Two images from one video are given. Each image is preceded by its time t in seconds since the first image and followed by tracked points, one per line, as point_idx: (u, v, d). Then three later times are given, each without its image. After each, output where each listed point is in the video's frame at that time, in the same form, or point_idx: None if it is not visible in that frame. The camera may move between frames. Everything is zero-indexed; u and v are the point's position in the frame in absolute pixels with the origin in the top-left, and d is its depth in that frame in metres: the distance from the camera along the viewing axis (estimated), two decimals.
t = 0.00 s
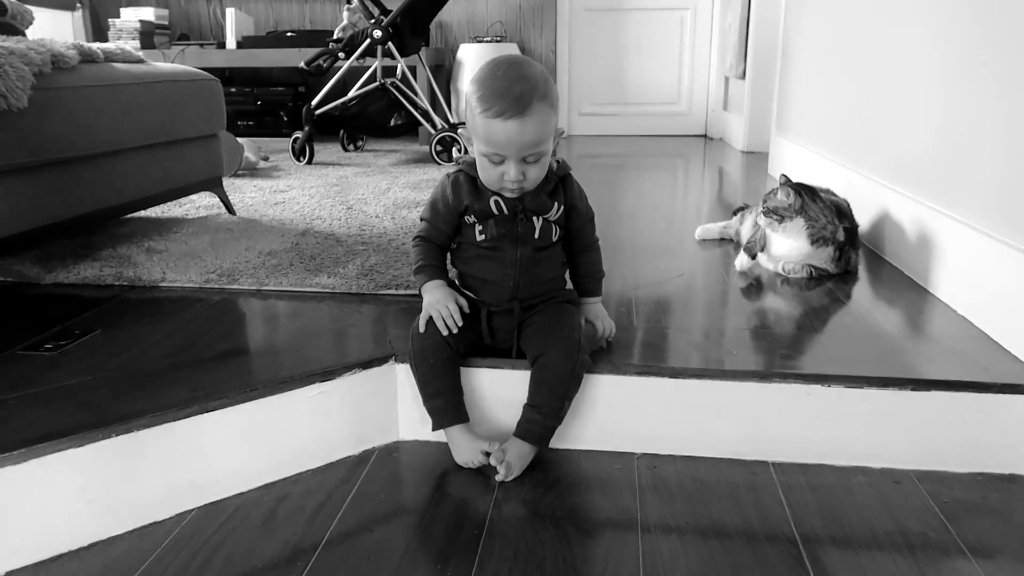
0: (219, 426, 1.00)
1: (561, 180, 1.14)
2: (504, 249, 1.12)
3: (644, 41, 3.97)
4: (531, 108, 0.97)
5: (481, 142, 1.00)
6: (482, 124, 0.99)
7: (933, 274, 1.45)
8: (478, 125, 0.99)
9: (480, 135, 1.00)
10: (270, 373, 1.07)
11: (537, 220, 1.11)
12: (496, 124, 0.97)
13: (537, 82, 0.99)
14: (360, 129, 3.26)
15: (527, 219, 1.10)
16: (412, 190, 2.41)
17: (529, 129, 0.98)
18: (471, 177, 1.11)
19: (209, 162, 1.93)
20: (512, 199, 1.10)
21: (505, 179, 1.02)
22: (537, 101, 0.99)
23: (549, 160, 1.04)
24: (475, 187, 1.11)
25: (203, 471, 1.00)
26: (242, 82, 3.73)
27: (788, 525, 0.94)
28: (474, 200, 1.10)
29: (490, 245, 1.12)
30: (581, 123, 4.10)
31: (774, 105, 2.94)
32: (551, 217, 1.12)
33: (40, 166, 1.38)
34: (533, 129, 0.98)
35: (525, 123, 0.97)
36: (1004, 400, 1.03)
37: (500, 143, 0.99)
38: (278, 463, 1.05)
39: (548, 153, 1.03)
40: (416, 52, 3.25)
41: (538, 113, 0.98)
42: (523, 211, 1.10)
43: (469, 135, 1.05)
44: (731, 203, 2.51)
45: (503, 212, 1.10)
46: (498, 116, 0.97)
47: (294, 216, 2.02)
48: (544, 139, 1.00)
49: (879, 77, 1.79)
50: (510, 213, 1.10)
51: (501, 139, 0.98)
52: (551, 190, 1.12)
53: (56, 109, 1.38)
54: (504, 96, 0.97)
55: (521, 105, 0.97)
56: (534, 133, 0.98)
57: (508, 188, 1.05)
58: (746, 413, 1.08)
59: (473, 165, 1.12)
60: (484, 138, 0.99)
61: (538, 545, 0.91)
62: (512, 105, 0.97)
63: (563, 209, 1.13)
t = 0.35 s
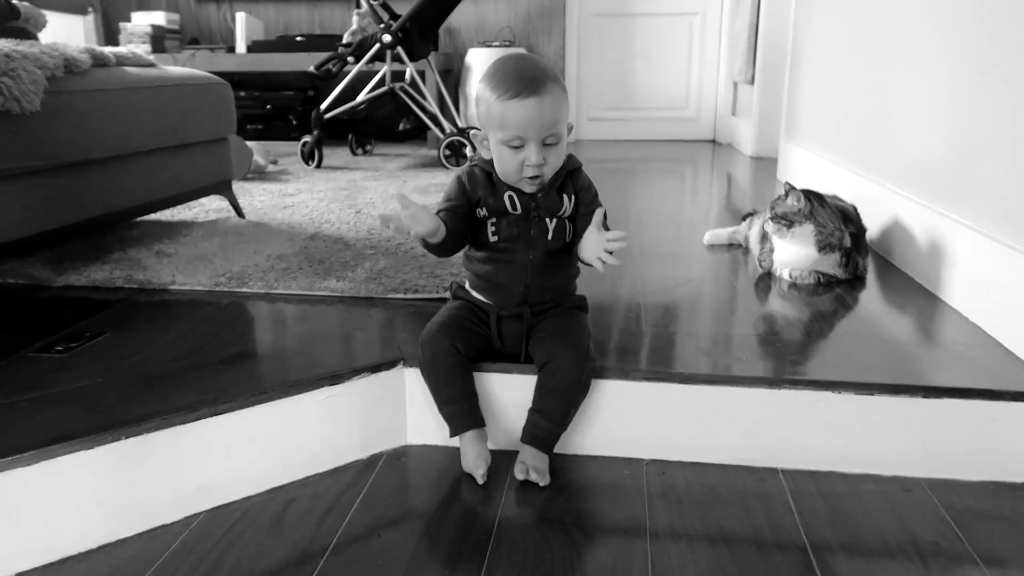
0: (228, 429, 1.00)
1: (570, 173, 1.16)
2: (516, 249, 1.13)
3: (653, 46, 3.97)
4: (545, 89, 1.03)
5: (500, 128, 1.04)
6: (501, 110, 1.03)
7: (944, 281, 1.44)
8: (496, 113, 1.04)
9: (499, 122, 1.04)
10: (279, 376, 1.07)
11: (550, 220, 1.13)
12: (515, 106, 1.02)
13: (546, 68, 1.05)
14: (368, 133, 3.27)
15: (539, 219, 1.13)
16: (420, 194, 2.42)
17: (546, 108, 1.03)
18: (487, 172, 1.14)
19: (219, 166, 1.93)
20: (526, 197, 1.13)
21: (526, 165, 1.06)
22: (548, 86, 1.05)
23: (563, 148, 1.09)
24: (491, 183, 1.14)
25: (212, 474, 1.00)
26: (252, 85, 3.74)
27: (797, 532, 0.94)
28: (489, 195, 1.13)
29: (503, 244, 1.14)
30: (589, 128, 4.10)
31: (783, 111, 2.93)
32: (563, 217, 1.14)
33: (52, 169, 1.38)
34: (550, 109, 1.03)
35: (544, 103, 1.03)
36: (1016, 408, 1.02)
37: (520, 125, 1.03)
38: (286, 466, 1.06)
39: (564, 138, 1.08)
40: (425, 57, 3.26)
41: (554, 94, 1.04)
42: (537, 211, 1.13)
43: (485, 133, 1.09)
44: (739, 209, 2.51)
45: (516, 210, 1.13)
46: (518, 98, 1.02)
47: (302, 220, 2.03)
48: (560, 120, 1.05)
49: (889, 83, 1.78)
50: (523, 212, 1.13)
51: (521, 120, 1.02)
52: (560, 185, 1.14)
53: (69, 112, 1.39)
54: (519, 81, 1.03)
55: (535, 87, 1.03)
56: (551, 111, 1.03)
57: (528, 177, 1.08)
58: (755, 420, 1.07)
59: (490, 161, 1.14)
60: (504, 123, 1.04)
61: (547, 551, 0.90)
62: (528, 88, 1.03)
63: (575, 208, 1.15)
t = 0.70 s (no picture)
0: (237, 434, 1.00)
1: (575, 185, 1.16)
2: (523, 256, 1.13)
3: (660, 50, 3.97)
4: (553, 76, 1.10)
5: (513, 114, 1.10)
6: (513, 96, 1.09)
7: (956, 289, 1.43)
8: (507, 99, 1.09)
9: (511, 108, 1.10)
10: (288, 381, 1.07)
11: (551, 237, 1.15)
12: (526, 88, 1.09)
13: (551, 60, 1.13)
14: (375, 137, 3.27)
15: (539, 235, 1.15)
16: (427, 198, 2.41)
17: (556, 91, 1.09)
18: (498, 179, 1.15)
19: (228, 170, 1.93)
20: (531, 210, 1.14)
21: (538, 150, 1.10)
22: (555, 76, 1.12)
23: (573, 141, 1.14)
24: (501, 190, 1.14)
25: (221, 479, 1.00)
26: (260, 89, 3.75)
27: (811, 541, 0.93)
28: (496, 206, 1.14)
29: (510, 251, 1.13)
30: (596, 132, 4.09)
31: (791, 117, 2.92)
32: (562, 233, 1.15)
33: (61, 172, 1.38)
34: (559, 93, 1.10)
35: (553, 86, 1.09)
36: None
37: (532, 108, 1.09)
38: (294, 472, 1.05)
39: (573, 126, 1.13)
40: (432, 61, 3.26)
41: (562, 81, 1.11)
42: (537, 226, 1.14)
43: (496, 129, 1.14)
44: (747, 214, 2.50)
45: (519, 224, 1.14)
46: (528, 83, 1.09)
47: (310, 224, 2.03)
48: (569, 106, 1.11)
49: (900, 89, 1.78)
50: (524, 225, 1.14)
51: (532, 100, 1.08)
52: (563, 200, 1.15)
53: (79, 116, 1.39)
54: (528, 70, 1.11)
55: (544, 73, 1.10)
56: (561, 95, 1.09)
57: (540, 165, 1.11)
58: (767, 428, 1.06)
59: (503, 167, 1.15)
60: (516, 108, 1.09)
61: (558, 559, 0.90)
62: (537, 74, 1.10)
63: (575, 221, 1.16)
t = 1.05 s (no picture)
0: (246, 441, 0.98)
1: (593, 189, 1.15)
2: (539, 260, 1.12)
3: (669, 56, 3.96)
4: (575, 77, 1.09)
5: (532, 114, 1.08)
6: (532, 96, 1.08)
7: (975, 296, 1.41)
8: (527, 98, 1.08)
9: (530, 108, 1.08)
10: (298, 387, 1.05)
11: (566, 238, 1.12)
12: (546, 88, 1.08)
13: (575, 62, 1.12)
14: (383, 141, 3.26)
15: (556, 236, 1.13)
16: (436, 202, 2.40)
17: (577, 92, 1.08)
18: (515, 181, 1.13)
19: (236, 173, 1.92)
20: (547, 211, 1.12)
21: (556, 151, 1.08)
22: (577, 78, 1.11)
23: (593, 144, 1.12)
24: (516, 192, 1.13)
25: (230, 486, 0.98)
26: (267, 93, 3.75)
27: (831, 553, 0.90)
28: (512, 208, 1.13)
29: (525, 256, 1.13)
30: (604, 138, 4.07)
31: (802, 123, 2.90)
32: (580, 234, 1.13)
33: (69, 174, 1.37)
34: (580, 95, 1.08)
35: (574, 87, 1.08)
36: None
37: (551, 108, 1.07)
38: (303, 479, 1.03)
39: (593, 130, 1.11)
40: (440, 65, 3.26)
41: (584, 83, 1.09)
42: (555, 226, 1.12)
43: (515, 129, 1.13)
44: (757, 219, 2.48)
45: (535, 224, 1.12)
46: (549, 83, 1.07)
47: (318, 228, 2.01)
48: (590, 109, 1.09)
49: (914, 93, 1.76)
50: (541, 227, 1.12)
51: (552, 100, 1.07)
52: (580, 202, 1.13)
53: (88, 117, 1.38)
54: (550, 71, 1.09)
55: (566, 74, 1.09)
56: (582, 96, 1.08)
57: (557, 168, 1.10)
58: (785, 437, 1.04)
59: (519, 169, 1.13)
60: (536, 108, 1.08)
61: (573, 571, 0.88)
62: (559, 74, 1.09)
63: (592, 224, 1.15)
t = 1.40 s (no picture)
0: (260, 431, 0.92)
1: (630, 187, 1.05)
2: (573, 259, 1.03)
3: (685, 58, 3.90)
4: (604, 68, 1.00)
5: (555, 106, 1.00)
6: (556, 86, 1.00)
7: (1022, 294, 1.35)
8: (551, 88, 1.01)
9: (555, 98, 1.00)
10: (314, 376, 0.99)
11: (601, 236, 1.03)
12: (571, 78, 0.99)
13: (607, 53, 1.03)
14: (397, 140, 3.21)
15: (591, 236, 1.03)
16: (451, 199, 2.34)
17: (604, 83, 0.99)
18: (543, 180, 1.04)
19: (248, 165, 1.87)
20: (580, 211, 1.02)
21: (579, 144, 1.00)
22: (607, 69, 1.02)
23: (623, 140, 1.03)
24: (545, 193, 1.03)
25: (241, 479, 0.92)
26: (279, 92, 3.70)
27: (887, 559, 0.84)
28: (541, 209, 1.02)
29: (557, 257, 1.04)
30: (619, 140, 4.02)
31: (824, 123, 2.84)
32: (616, 234, 1.04)
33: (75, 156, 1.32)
34: (608, 86, 1.00)
35: (601, 77, 0.99)
36: None
37: (575, 98, 0.99)
38: (319, 474, 0.97)
39: (623, 125, 1.02)
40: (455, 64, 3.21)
41: (614, 74, 1.00)
42: (589, 226, 1.02)
43: (539, 123, 1.05)
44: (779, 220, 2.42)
45: (568, 225, 1.02)
46: (574, 72, 0.99)
47: (332, 222, 1.96)
48: (619, 102, 1.00)
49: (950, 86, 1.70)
50: (574, 226, 1.02)
51: (576, 90, 0.98)
52: (617, 201, 1.03)
53: (97, 98, 1.32)
54: (578, 61, 1.01)
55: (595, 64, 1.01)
56: (610, 88, 0.99)
57: (581, 164, 1.01)
58: (833, 435, 0.98)
59: (546, 167, 1.04)
60: (559, 99, 1.00)
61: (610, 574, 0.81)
62: (587, 65, 1.00)
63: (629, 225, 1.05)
